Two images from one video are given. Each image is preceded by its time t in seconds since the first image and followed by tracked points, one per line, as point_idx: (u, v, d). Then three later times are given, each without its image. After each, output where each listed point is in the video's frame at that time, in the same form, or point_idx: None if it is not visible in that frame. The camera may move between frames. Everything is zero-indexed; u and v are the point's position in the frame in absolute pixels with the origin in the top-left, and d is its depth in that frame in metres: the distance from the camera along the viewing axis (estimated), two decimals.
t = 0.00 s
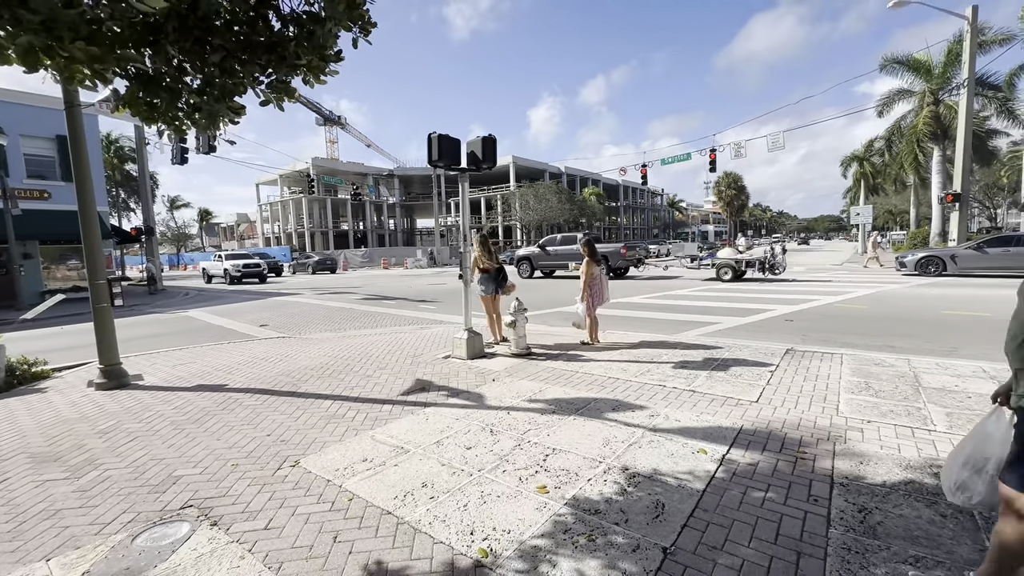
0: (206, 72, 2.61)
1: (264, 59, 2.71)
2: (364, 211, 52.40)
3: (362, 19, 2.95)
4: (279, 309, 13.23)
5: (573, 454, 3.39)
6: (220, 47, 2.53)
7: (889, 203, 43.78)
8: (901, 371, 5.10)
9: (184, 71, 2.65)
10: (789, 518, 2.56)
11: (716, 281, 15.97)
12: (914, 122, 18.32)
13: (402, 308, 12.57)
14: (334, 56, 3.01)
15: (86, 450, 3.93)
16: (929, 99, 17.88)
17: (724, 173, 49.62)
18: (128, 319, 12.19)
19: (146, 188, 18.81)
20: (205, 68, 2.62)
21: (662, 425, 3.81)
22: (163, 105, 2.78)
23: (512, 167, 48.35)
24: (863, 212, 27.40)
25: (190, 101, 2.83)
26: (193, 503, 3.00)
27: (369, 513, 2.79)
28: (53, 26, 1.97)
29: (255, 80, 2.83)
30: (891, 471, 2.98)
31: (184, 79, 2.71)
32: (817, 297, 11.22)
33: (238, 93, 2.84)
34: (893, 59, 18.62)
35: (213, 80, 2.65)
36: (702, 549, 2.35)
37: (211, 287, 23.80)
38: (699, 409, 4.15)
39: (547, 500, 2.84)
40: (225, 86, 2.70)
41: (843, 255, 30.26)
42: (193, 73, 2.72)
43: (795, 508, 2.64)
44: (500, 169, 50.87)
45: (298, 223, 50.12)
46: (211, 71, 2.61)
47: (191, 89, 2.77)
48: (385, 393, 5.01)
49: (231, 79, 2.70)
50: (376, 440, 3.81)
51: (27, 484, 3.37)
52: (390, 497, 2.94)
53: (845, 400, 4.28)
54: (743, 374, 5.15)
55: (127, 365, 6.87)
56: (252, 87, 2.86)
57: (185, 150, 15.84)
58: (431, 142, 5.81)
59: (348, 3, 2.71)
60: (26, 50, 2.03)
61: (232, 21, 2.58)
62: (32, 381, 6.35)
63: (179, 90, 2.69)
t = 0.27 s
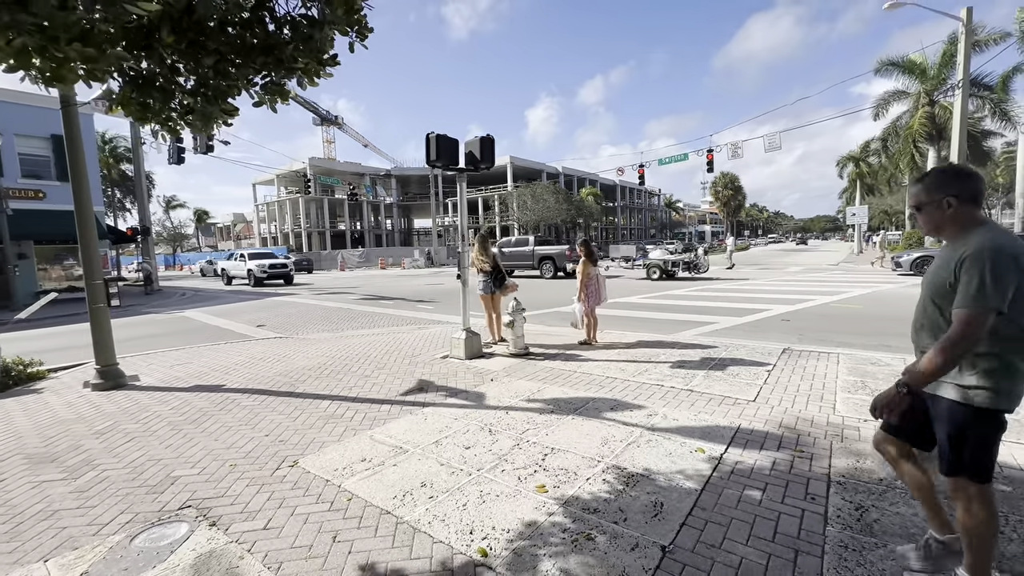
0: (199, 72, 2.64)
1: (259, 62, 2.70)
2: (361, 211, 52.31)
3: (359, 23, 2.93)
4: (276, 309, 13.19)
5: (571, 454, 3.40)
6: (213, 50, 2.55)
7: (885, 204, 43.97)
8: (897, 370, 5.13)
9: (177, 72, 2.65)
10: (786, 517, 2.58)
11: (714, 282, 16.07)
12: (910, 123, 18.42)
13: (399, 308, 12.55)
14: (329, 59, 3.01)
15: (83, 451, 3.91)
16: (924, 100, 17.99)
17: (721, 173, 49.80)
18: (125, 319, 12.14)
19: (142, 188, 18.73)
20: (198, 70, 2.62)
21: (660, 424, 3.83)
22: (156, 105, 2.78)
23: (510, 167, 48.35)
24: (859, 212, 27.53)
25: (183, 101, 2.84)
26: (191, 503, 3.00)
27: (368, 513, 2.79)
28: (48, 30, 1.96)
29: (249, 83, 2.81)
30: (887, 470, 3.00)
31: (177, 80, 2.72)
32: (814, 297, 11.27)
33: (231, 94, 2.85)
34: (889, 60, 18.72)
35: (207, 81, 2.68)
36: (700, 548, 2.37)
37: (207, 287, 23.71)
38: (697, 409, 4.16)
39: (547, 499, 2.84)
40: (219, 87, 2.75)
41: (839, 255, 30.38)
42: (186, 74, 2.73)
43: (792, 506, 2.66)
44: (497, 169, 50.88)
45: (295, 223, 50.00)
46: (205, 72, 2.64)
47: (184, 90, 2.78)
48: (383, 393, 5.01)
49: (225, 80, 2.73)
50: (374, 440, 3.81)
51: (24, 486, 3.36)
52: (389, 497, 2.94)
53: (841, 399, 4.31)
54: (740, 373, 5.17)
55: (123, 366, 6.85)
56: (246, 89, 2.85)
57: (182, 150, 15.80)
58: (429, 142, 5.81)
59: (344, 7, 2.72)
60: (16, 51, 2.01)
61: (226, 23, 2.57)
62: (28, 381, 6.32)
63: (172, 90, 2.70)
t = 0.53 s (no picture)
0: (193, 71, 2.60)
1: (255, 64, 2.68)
2: (360, 211, 52.27)
3: (354, 27, 2.93)
4: (274, 309, 13.16)
5: (570, 454, 3.40)
6: (208, 56, 2.49)
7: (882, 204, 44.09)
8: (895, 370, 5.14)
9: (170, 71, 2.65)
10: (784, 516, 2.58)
11: (712, 282, 16.08)
12: (907, 124, 18.47)
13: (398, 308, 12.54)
14: (324, 62, 3.00)
15: (80, 452, 3.90)
16: (921, 101, 18.04)
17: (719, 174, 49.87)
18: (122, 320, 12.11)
19: (139, 188, 18.68)
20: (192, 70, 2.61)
21: (658, 424, 3.83)
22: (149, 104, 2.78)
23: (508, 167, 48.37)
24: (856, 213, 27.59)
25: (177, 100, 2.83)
26: (189, 504, 2.99)
27: (366, 513, 2.79)
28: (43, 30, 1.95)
29: (243, 85, 2.78)
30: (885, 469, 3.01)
31: (169, 77, 2.70)
32: (812, 297, 11.29)
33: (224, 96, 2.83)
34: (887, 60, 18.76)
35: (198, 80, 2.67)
36: (699, 548, 2.37)
37: (205, 288, 23.63)
38: (695, 409, 4.17)
39: (546, 499, 2.84)
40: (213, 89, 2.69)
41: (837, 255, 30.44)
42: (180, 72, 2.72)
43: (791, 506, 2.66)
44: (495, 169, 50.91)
45: (293, 223, 49.92)
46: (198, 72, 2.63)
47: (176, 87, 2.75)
48: (382, 394, 5.01)
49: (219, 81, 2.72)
50: (373, 440, 3.81)
51: (21, 487, 3.35)
52: (387, 497, 2.94)
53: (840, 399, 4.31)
54: (739, 373, 5.18)
55: (121, 366, 6.83)
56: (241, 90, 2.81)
57: (180, 150, 15.76)
58: (427, 142, 5.82)
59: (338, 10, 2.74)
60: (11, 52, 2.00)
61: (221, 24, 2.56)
62: (24, 382, 6.29)
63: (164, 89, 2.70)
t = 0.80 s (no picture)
0: (194, 72, 2.60)
1: (253, 66, 2.66)
2: (359, 211, 52.25)
3: (351, 29, 2.94)
4: (273, 309, 13.15)
5: (568, 454, 3.40)
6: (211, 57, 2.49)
7: (881, 204, 44.18)
8: (894, 370, 5.15)
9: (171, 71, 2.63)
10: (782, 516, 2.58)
11: (711, 282, 16.10)
12: (906, 123, 18.49)
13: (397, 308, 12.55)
14: (322, 62, 3.00)
15: (79, 452, 3.90)
16: (920, 101, 18.07)
17: (718, 174, 49.92)
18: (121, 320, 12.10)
19: (138, 188, 18.66)
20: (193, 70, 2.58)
21: (657, 424, 3.84)
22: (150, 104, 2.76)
23: (507, 167, 48.41)
24: (855, 213, 27.62)
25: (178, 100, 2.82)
26: (188, 505, 2.99)
27: (365, 514, 2.79)
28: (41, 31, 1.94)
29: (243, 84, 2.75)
30: (883, 469, 3.01)
31: (169, 76, 2.70)
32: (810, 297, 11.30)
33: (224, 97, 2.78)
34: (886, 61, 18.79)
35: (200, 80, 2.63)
36: (697, 547, 2.37)
37: (203, 288, 23.60)
38: (694, 409, 4.18)
39: (545, 499, 2.85)
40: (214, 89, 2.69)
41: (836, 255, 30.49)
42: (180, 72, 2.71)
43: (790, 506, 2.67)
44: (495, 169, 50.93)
45: (292, 223, 49.89)
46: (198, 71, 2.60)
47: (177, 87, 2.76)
48: (380, 394, 5.00)
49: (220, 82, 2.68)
50: (372, 440, 3.81)
51: (19, 487, 3.34)
52: (386, 498, 2.93)
53: (838, 399, 4.32)
54: (737, 374, 5.19)
55: (119, 366, 6.82)
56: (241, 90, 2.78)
57: (179, 150, 15.75)
58: (426, 142, 5.82)
59: (335, 13, 2.75)
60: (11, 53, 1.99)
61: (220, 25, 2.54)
62: (23, 382, 6.29)
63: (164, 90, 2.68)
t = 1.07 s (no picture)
0: (198, 69, 2.59)
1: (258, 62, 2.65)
2: (358, 211, 52.24)
3: (354, 23, 2.93)
4: (272, 309, 13.14)
5: (567, 454, 3.40)
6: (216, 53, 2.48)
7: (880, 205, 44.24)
8: (893, 370, 5.16)
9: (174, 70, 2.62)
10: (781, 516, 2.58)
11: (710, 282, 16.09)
12: (905, 123, 18.52)
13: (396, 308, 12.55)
14: (326, 58, 2.99)
15: (77, 452, 3.90)
16: (919, 101, 18.08)
17: (717, 174, 49.95)
18: (120, 320, 12.09)
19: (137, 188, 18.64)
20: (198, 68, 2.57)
21: (656, 425, 3.84)
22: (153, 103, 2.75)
23: (506, 167, 48.41)
24: (854, 213, 27.64)
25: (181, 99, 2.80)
26: (187, 505, 2.99)
27: (364, 514, 2.79)
28: (41, 31, 1.94)
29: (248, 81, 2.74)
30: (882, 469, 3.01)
31: (174, 75, 2.70)
32: (809, 297, 11.31)
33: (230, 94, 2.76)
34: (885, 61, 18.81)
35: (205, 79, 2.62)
36: (696, 547, 2.37)
37: (202, 288, 23.57)
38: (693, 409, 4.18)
39: (544, 499, 2.85)
40: (218, 87, 2.67)
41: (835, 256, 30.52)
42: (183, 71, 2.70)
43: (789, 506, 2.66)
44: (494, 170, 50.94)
45: (292, 223, 49.86)
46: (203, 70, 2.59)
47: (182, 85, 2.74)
48: (379, 394, 5.00)
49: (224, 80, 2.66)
50: (370, 440, 3.81)
51: (17, 487, 3.34)
52: (386, 498, 2.93)
53: (837, 399, 4.32)
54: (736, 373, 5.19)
55: (118, 367, 6.81)
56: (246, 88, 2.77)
57: (178, 150, 15.74)
58: (426, 143, 5.81)
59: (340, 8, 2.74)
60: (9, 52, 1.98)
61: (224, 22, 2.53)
62: (21, 382, 6.28)
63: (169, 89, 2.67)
